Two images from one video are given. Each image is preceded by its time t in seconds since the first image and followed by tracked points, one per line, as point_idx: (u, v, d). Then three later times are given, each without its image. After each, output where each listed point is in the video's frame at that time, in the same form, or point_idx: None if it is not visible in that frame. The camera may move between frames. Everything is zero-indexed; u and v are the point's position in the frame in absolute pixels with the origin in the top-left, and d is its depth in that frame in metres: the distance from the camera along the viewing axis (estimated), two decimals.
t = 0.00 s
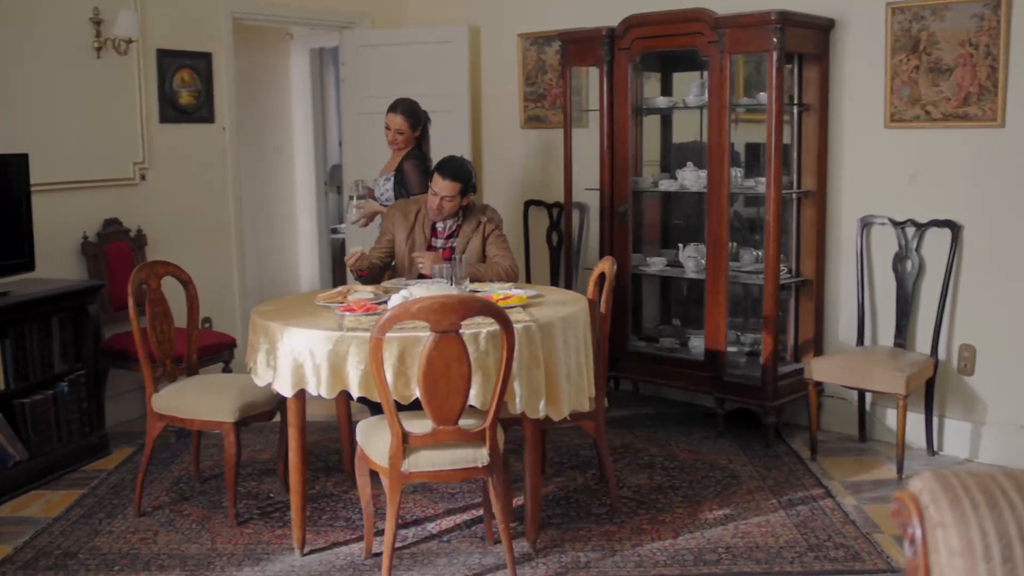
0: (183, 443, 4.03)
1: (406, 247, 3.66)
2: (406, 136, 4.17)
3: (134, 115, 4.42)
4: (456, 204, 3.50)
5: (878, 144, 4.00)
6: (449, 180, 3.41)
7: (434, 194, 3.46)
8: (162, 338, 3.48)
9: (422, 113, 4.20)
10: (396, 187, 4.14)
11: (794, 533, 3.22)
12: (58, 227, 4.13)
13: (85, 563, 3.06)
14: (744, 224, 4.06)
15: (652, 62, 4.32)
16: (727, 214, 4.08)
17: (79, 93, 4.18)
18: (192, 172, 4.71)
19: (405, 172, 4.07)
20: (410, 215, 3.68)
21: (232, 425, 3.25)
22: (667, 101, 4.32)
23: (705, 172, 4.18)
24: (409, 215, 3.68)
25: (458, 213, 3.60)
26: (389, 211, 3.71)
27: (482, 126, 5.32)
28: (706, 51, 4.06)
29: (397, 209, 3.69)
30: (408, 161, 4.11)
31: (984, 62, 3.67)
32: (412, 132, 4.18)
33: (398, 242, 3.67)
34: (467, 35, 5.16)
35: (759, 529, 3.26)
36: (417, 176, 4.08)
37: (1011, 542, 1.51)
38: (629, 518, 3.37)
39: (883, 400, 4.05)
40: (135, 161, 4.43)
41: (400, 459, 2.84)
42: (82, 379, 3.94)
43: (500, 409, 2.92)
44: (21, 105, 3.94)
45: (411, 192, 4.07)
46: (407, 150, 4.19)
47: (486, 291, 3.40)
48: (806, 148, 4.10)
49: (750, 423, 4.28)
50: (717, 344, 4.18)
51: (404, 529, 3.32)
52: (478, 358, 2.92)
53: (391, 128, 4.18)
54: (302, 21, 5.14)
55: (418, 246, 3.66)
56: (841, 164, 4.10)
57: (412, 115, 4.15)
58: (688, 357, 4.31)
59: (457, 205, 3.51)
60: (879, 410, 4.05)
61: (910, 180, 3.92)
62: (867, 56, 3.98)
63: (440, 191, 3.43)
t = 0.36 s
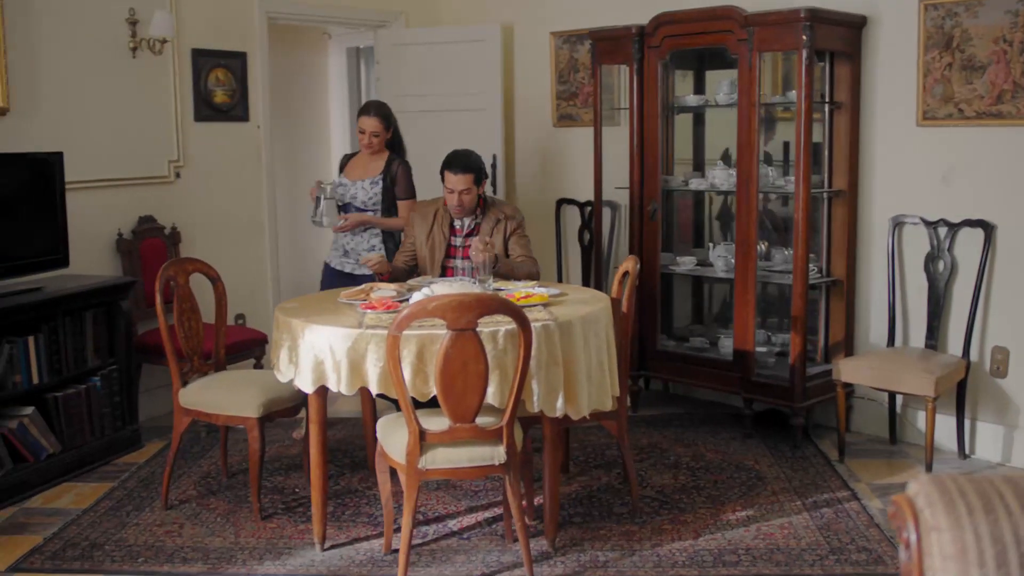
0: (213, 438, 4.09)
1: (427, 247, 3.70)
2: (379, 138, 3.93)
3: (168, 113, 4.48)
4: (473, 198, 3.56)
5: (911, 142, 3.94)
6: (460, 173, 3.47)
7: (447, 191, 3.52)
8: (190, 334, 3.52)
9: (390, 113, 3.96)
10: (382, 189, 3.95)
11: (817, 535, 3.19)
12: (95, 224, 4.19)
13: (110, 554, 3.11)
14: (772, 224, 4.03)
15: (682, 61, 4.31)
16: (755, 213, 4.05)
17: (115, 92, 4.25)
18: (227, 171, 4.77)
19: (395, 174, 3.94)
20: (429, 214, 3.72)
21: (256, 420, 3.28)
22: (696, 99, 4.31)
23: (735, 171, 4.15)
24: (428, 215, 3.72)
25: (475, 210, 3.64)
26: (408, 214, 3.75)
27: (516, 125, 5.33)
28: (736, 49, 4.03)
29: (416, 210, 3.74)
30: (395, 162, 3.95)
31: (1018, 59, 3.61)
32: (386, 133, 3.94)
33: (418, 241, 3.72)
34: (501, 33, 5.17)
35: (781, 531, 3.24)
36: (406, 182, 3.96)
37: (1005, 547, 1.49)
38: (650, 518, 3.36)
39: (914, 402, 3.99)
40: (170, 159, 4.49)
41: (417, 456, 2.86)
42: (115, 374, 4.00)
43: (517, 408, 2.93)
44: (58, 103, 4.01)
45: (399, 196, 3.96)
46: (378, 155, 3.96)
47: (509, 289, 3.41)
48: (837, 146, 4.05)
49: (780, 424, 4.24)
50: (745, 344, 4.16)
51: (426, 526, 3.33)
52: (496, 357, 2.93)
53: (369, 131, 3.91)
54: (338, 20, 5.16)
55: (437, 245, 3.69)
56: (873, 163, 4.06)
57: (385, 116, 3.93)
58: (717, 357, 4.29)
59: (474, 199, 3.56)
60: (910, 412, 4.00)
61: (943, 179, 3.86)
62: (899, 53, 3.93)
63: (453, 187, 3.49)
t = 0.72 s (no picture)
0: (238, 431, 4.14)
1: (445, 242, 3.74)
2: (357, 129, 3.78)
3: (196, 110, 4.54)
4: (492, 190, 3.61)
5: (936, 138, 3.89)
6: (478, 165, 3.52)
7: (466, 183, 3.57)
8: (211, 327, 3.56)
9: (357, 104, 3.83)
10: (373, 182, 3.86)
11: (833, 534, 3.16)
12: (122, 219, 4.25)
13: (129, 544, 3.16)
14: (795, 220, 4.00)
15: (706, 57, 4.30)
16: (777, 209, 4.02)
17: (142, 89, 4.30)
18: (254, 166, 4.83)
19: (384, 165, 3.91)
20: (446, 210, 3.76)
21: (274, 413, 3.31)
22: (719, 95, 4.30)
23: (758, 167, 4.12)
24: (445, 210, 3.75)
25: (493, 203, 3.69)
26: (425, 208, 3.78)
27: (543, 121, 5.34)
28: (760, 45, 4.01)
29: (433, 204, 3.78)
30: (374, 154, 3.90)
31: None
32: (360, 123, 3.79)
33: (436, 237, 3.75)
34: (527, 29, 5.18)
35: (797, 530, 3.22)
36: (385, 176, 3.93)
37: (993, 550, 1.47)
38: (666, 515, 3.35)
39: (938, 402, 3.95)
40: (197, 155, 4.55)
41: (429, 450, 2.88)
42: (141, 366, 4.06)
43: (530, 404, 2.93)
44: (86, 100, 4.07)
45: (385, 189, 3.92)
46: (359, 148, 3.85)
47: (527, 285, 3.42)
48: (862, 142, 4.01)
49: (802, 423, 4.22)
50: (767, 342, 4.13)
51: (441, 520, 3.35)
52: (508, 352, 2.93)
53: (348, 122, 3.71)
54: (366, 16, 5.22)
55: (455, 241, 3.74)
56: (899, 159, 4.01)
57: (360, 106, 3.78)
58: (739, 354, 4.27)
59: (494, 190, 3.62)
60: (934, 412, 3.96)
61: (969, 175, 3.81)
62: (926, 48, 3.89)
63: (471, 178, 3.54)
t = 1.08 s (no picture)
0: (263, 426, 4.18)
1: (469, 242, 3.74)
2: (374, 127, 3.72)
3: (226, 108, 4.59)
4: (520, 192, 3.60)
5: (964, 136, 3.85)
6: (511, 163, 3.51)
7: (499, 182, 3.55)
8: (235, 322, 3.60)
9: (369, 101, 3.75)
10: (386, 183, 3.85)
11: (852, 535, 3.14)
12: (152, 215, 4.31)
13: (152, 536, 3.21)
14: (820, 219, 3.97)
15: (732, 55, 4.28)
16: (802, 208, 4.00)
17: (171, 87, 4.36)
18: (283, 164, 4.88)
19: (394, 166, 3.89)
20: (470, 210, 3.75)
21: (296, 409, 3.34)
22: (745, 92, 4.28)
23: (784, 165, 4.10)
24: (469, 209, 3.74)
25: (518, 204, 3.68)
26: (448, 208, 3.77)
27: (571, 119, 5.34)
28: (786, 42, 3.98)
29: (456, 203, 3.76)
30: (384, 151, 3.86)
31: None
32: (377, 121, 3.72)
33: (460, 237, 3.75)
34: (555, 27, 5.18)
35: (816, 531, 3.20)
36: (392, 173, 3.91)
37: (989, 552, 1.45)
38: (685, 514, 3.34)
39: (965, 403, 3.91)
40: (227, 153, 4.60)
41: (444, 446, 2.89)
42: (168, 361, 4.12)
43: (544, 401, 2.93)
44: (116, 98, 4.13)
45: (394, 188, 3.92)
46: (372, 146, 3.79)
47: (547, 283, 3.43)
48: (889, 141, 3.98)
49: (827, 423, 4.19)
50: (791, 341, 4.11)
51: (460, 516, 3.37)
52: (524, 349, 2.94)
53: (369, 121, 3.64)
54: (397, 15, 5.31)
55: (480, 241, 3.73)
56: (926, 157, 3.97)
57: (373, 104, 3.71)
58: (763, 353, 4.25)
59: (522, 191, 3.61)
60: (961, 413, 3.92)
61: (997, 174, 3.77)
62: (955, 45, 3.84)
63: (504, 177, 3.52)
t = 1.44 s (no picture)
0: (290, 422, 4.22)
1: (494, 242, 3.76)
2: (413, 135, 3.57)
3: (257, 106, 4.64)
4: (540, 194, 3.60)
5: (995, 134, 3.81)
6: (528, 170, 3.52)
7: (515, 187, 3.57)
8: (261, 318, 3.63)
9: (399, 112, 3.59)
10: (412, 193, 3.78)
11: (874, 537, 3.12)
12: (183, 212, 4.37)
13: (177, 529, 3.25)
14: (848, 218, 3.94)
15: (761, 53, 4.26)
16: (829, 208, 3.97)
17: (202, 85, 4.41)
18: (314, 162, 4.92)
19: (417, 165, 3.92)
20: (495, 210, 3.76)
21: (319, 405, 3.37)
22: (773, 91, 4.26)
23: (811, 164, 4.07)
24: (493, 210, 3.76)
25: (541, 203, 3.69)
26: (472, 207, 3.79)
27: (601, 118, 5.34)
28: (814, 40, 3.96)
29: (481, 202, 3.78)
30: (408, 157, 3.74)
31: None
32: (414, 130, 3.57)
33: (485, 236, 3.77)
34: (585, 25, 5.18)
35: (839, 532, 3.18)
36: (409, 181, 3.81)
37: (992, 555, 1.44)
38: (706, 514, 3.33)
39: (995, 406, 3.87)
40: (257, 150, 4.67)
41: (463, 443, 2.90)
42: (198, 356, 4.17)
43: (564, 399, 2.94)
44: (148, 96, 4.18)
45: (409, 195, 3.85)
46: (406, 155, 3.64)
47: (571, 281, 3.44)
48: (919, 140, 3.94)
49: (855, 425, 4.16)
50: (818, 341, 4.08)
51: (481, 513, 3.38)
52: (544, 347, 2.95)
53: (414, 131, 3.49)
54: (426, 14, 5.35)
55: (504, 241, 3.75)
56: (957, 156, 3.93)
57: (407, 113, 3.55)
58: (790, 354, 4.23)
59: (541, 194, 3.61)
60: (990, 416, 3.87)
61: None
62: (985, 42, 3.80)
63: (521, 182, 3.54)
